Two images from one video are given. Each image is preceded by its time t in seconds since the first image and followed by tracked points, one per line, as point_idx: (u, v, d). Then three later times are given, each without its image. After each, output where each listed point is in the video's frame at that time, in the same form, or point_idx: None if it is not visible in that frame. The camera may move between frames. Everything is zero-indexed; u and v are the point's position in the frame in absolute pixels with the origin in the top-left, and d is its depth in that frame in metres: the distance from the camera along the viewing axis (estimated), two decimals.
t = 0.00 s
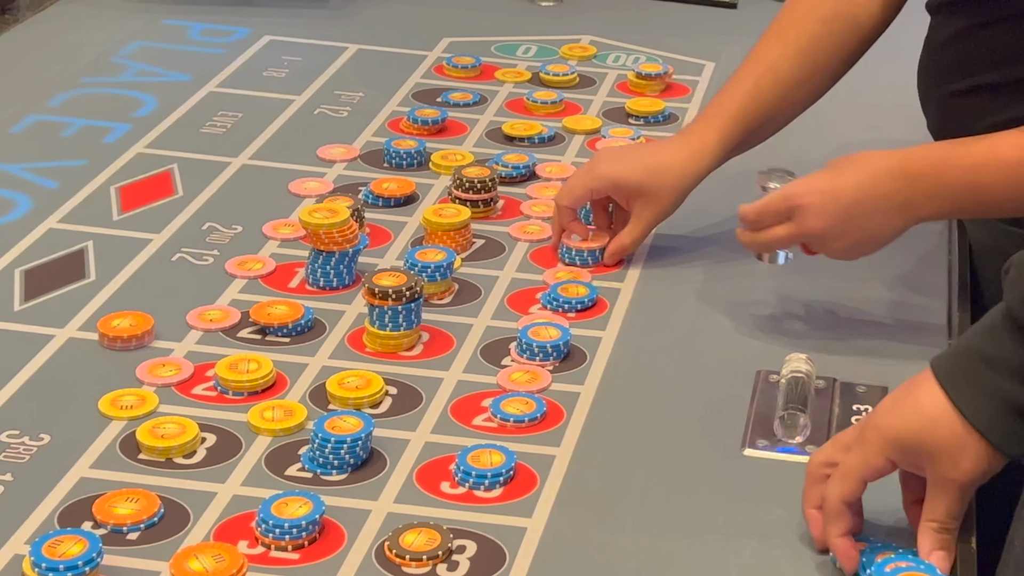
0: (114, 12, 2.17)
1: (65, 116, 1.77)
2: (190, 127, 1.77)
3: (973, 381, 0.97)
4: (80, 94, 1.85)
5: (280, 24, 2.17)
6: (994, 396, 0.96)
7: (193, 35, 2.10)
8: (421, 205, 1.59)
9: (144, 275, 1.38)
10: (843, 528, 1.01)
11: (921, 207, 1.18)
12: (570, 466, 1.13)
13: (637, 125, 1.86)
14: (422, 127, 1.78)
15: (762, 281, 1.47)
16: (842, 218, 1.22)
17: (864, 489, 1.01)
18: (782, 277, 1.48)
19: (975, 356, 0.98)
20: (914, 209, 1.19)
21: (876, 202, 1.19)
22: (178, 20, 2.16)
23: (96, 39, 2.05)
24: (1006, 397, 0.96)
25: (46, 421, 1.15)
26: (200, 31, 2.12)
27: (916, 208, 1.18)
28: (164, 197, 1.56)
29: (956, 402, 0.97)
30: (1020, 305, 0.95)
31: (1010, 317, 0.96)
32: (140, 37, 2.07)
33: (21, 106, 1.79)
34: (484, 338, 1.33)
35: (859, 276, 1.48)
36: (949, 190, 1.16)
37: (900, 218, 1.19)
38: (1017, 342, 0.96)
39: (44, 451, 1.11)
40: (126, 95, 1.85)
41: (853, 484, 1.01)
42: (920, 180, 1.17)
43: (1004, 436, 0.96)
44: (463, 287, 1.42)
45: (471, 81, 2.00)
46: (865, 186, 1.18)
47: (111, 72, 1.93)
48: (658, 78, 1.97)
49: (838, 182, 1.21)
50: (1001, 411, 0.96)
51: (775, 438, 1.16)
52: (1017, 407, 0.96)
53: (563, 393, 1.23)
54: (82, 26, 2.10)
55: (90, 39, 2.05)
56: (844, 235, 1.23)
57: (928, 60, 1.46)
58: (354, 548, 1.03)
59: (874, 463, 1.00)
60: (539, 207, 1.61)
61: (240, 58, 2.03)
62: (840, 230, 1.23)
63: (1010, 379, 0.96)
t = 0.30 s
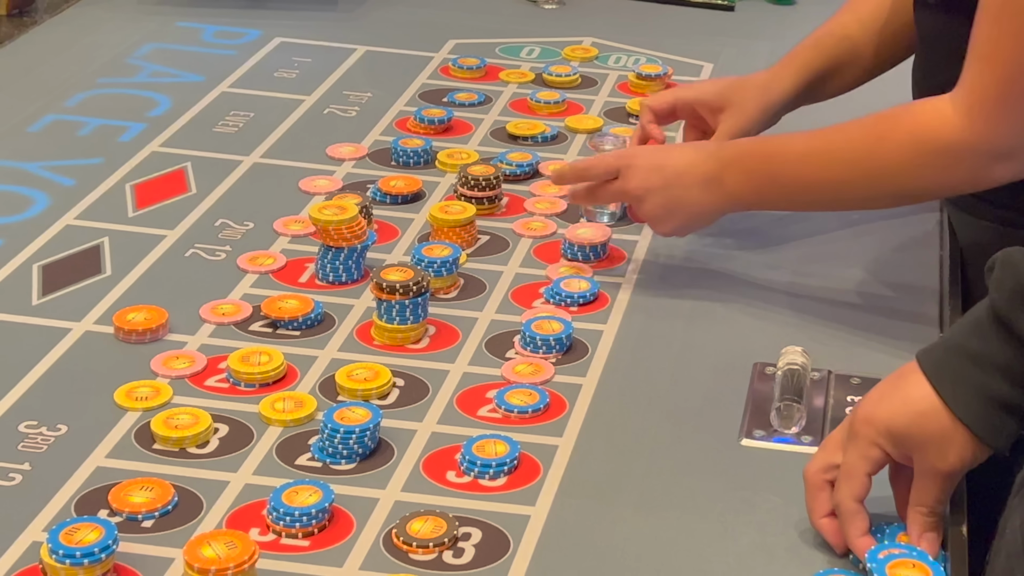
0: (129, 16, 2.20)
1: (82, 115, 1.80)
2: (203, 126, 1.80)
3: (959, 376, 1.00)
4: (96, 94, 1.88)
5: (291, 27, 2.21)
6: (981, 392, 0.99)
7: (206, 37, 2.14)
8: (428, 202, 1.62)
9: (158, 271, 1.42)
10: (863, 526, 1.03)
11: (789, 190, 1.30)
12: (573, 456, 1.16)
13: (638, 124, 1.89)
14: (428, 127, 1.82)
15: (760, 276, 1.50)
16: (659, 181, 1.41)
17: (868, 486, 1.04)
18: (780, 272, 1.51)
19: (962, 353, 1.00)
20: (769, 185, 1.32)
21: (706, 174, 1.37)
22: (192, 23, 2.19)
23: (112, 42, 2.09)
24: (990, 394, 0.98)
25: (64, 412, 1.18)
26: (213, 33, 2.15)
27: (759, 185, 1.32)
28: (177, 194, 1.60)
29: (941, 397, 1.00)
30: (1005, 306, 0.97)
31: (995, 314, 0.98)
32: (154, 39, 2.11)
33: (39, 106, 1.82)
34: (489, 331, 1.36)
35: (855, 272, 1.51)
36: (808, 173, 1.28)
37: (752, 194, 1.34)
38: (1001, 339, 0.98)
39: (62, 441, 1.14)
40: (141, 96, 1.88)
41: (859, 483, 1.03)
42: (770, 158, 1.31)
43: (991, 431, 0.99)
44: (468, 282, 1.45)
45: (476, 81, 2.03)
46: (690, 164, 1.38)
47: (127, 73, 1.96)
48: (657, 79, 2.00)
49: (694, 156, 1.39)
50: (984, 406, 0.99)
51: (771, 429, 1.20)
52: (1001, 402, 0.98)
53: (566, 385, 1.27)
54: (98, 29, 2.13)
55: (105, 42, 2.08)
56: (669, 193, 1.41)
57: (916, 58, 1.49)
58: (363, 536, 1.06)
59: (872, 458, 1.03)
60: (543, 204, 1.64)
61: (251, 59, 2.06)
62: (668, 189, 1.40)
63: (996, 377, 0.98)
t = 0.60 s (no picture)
0: (142, 18, 2.23)
1: (97, 115, 1.84)
2: (216, 126, 1.83)
3: (932, 355, 1.02)
4: (111, 94, 1.92)
5: (301, 29, 2.24)
6: (953, 372, 1.01)
7: (218, 39, 2.17)
8: (434, 199, 1.65)
9: (172, 266, 1.45)
10: (854, 508, 1.05)
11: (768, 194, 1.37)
12: (575, 446, 1.19)
13: (638, 124, 1.93)
14: (434, 126, 1.85)
15: (759, 272, 1.53)
16: (643, 194, 1.46)
17: (857, 467, 1.06)
18: (777, 269, 1.54)
19: (935, 334, 1.02)
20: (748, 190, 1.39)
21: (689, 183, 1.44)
22: (204, 25, 2.23)
23: (126, 44, 2.12)
24: (962, 370, 1.01)
25: (81, 403, 1.21)
26: (225, 35, 2.19)
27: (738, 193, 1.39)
28: (189, 191, 1.63)
29: (914, 373, 1.03)
30: (976, 286, 1.00)
31: (967, 295, 1.01)
32: (167, 41, 2.14)
33: (56, 106, 1.86)
34: (493, 325, 1.39)
35: (851, 268, 1.54)
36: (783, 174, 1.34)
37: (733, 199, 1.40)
38: (972, 318, 1.00)
39: (78, 432, 1.17)
40: (155, 96, 1.92)
41: (846, 463, 1.06)
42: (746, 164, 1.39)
43: (964, 409, 1.01)
44: (473, 277, 1.49)
45: (481, 82, 2.06)
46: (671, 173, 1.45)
47: (141, 74, 2.00)
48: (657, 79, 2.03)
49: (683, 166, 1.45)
50: (956, 383, 1.01)
51: (768, 420, 1.23)
52: (973, 379, 1.01)
53: (568, 377, 1.30)
54: (112, 32, 2.17)
55: (119, 44, 2.11)
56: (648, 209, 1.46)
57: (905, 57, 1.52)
58: (370, 524, 1.09)
59: (855, 438, 1.06)
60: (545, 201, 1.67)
61: (263, 60, 2.09)
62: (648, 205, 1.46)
63: (967, 354, 1.01)
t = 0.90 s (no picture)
0: (155, 21, 2.27)
1: (112, 115, 1.87)
2: (228, 125, 1.86)
3: (930, 347, 1.04)
4: (125, 94, 1.95)
5: (311, 31, 2.27)
6: (952, 361, 1.03)
7: (230, 41, 2.20)
8: (439, 197, 1.68)
9: (185, 262, 1.48)
10: (853, 511, 1.08)
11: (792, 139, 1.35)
12: (576, 436, 1.23)
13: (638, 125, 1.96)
14: (440, 126, 1.88)
15: (757, 268, 1.56)
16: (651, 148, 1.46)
17: (858, 468, 1.08)
18: (775, 265, 1.57)
19: (932, 326, 1.05)
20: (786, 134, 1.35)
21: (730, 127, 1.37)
22: (216, 27, 2.26)
23: (140, 45, 2.15)
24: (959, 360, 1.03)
25: (97, 395, 1.24)
26: (236, 37, 2.22)
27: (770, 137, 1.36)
28: (202, 189, 1.66)
29: (914, 366, 1.05)
30: (970, 277, 1.02)
31: (961, 286, 1.03)
32: (180, 43, 2.18)
33: (71, 105, 1.89)
34: (497, 319, 1.42)
35: (847, 264, 1.57)
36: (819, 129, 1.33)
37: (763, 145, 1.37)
38: (967, 309, 1.03)
39: (93, 423, 1.21)
40: (168, 96, 1.95)
41: (849, 465, 1.08)
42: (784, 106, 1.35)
43: (965, 397, 1.03)
44: (478, 272, 1.52)
45: (486, 83, 2.09)
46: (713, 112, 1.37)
47: (154, 75, 2.03)
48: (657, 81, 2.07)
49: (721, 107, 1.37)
50: (956, 373, 1.03)
51: (765, 411, 1.26)
52: (971, 368, 1.03)
53: (571, 369, 1.33)
54: (126, 34, 2.20)
55: (134, 45, 2.15)
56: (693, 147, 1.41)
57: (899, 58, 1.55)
58: (378, 513, 1.12)
59: (858, 439, 1.08)
60: (548, 199, 1.70)
61: (273, 61, 2.12)
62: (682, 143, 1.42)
63: (964, 345, 1.03)
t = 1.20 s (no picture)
0: (168, 24, 2.31)
1: (126, 115, 1.90)
2: (238, 124, 1.89)
3: (925, 345, 1.03)
4: (138, 95, 1.98)
5: (319, 33, 2.31)
6: (945, 361, 1.02)
7: (241, 43, 2.24)
8: (445, 195, 1.71)
9: (197, 258, 1.51)
10: (818, 473, 1.11)
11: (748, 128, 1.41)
12: (578, 428, 1.26)
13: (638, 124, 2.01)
14: (445, 125, 1.91)
15: (755, 265, 1.60)
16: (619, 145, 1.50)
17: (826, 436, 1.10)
18: (773, 263, 1.60)
19: (931, 324, 1.03)
20: (758, 133, 1.40)
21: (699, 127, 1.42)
22: (228, 29, 2.30)
23: (152, 47, 2.19)
24: (955, 361, 1.02)
25: (112, 388, 1.27)
26: (247, 39, 2.26)
27: (738, 138, 1.41)
28: (213, 187, 1.69)
29: (906, 358, 1.04)
30: (974, 281, 0.99)
31: (964, 286, 1.01)
32: (192, 45, 2.21)
33: (86, 105, 1.92)
34: (501, 314, 1.45)
35: (843, 261, 1.61)
36: (793, 135, 1.38)
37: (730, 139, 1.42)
38: (970, 312, 1.00)
39: (108, 415, 1.24)
40: (181, 96, 1.98)
41: (819, 433, 1.10)
42: (756, 104, 1.40)
43: (949, 397, 1.03)
44: (482, 268, 1.55)
45: (490, 83, 2.12)
46: (678, 116, 1.42)
47: (167, 75, 2.06)
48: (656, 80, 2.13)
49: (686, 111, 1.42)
50: (948, 371, 1.02)
51: (762, 404, 1.30)
52: (963, 368, 1.02)
53: (573, 362, 1.36)
54: (138, 36, 2.24)
55: (148, 47, 2.19)
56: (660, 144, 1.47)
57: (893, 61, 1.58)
58: (384, 503, 1.15)
59: (833, 412, 1.09)
60: (550, 196, 1.73)
61: (283, 62, 2.16)
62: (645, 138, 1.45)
63: (961, 347, 1.01)
